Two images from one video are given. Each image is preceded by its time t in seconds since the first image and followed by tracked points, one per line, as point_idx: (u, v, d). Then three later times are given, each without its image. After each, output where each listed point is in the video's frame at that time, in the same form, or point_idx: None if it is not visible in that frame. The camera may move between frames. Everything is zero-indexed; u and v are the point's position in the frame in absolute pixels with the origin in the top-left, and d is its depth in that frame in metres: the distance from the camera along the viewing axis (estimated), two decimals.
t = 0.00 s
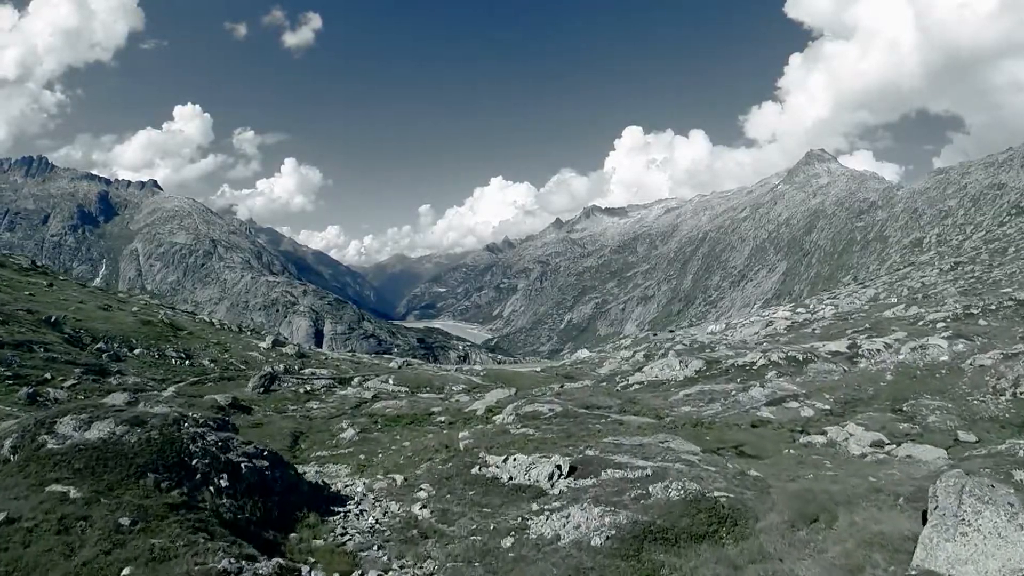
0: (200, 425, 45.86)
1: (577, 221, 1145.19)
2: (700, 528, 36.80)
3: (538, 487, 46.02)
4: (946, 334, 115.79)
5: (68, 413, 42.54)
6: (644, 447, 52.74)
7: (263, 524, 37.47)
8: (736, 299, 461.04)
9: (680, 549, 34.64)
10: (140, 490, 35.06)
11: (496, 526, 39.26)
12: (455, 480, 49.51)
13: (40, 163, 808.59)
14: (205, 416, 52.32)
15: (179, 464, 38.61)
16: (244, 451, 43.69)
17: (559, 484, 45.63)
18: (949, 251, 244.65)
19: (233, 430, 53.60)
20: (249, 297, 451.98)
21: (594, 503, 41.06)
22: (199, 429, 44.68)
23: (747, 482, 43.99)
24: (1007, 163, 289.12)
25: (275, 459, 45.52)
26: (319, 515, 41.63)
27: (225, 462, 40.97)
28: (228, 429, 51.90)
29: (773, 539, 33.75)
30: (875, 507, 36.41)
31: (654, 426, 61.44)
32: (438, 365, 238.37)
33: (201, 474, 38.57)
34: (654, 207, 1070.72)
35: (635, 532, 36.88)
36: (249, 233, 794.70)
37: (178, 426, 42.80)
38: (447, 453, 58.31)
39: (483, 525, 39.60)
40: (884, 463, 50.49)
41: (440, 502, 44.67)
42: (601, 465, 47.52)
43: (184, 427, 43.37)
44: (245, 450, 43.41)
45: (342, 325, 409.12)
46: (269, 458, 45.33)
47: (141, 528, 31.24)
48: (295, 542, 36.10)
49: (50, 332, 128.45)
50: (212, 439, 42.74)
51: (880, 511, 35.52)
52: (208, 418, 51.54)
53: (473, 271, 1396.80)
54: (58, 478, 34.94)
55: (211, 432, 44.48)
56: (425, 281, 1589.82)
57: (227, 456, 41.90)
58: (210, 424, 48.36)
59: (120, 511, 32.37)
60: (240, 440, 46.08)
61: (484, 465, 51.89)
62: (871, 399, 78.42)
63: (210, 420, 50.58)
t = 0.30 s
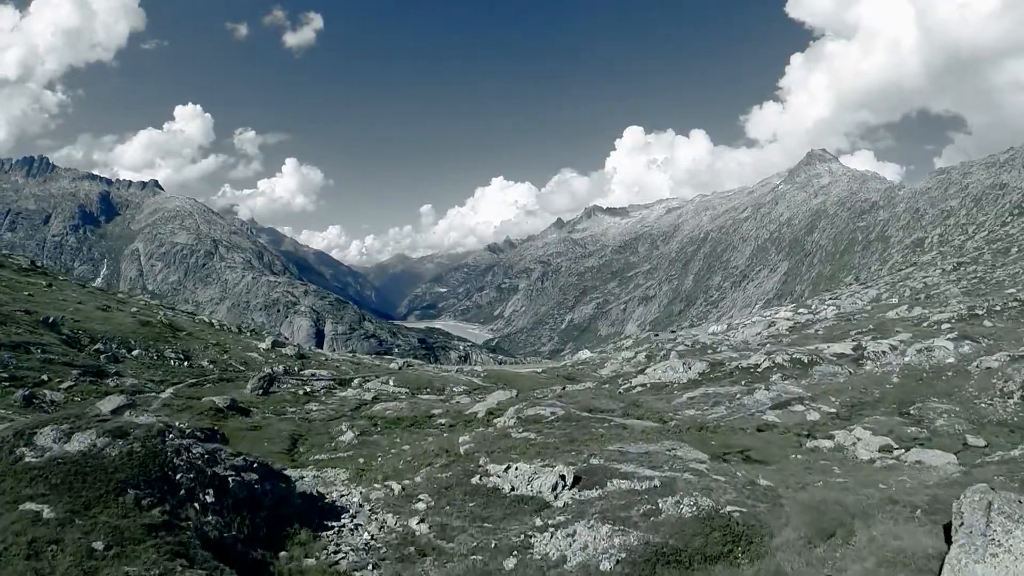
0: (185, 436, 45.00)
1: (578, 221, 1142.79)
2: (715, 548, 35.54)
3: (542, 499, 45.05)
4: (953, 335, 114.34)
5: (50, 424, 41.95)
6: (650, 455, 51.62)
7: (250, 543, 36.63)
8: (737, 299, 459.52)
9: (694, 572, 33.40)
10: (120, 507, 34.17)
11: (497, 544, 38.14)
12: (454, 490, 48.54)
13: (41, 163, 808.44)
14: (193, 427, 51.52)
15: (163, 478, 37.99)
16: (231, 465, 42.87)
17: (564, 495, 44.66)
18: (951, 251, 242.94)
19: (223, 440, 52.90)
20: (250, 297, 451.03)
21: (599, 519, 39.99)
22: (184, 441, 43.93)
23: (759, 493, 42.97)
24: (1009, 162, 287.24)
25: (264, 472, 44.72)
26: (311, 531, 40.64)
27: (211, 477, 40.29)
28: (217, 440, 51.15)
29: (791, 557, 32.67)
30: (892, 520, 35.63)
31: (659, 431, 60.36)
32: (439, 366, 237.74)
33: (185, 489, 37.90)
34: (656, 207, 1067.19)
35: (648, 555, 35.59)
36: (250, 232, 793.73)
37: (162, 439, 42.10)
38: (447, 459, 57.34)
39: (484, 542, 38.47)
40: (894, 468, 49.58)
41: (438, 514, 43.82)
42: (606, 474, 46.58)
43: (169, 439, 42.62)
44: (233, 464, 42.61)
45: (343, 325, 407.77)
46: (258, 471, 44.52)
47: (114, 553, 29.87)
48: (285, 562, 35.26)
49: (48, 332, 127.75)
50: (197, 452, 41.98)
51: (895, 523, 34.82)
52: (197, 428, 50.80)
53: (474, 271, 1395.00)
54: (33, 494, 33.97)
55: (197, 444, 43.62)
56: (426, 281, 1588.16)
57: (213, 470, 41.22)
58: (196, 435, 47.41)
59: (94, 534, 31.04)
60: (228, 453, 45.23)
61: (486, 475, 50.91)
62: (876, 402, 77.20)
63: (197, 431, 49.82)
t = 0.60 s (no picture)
0: (166, 452, 43.53)
1: (579, 221, 1140.68)
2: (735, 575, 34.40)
3: (545, 514, 43.92)
4: (960, 337, 112.76)
5: (27, 440, 40.87)
6: (657, 465, 50.41)
7: (231, 568, 35.71)
8: (739, 299, 458.11)
9: None
10: (92, 533, 33.06)
11: (499, 567, 36.99)
12: (454, 503, 47.42)
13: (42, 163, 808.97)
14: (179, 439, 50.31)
15: (140, 498, 36.81)
16: (216, 481, 41.42)
17: (569, 510, 43.49)
18: (953, 252, 241.30)
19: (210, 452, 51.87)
20: (251, 297, 450.17)
21: (607, 541, 38.70)
22: (166, 455, 42.61)
23: (773, 507, 41.85)
24: (1011, 162, 285.33)
25: (252, 486, 43.38)
26: (301, 551, 39.78)
27: (193, 495, 38.98)
28: (202, 452, 49.96)
29: None
30: (913, 537, 36.12)
31: (665, 436, 59.27)
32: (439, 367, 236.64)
33: (165, 510, 36.90)
34: (658, 207, 1063.51)
35: None
36: (252, 232, 793.31)
37: (142, 454, 40.83)
38: (447, 465, 56.23)
39: (485, 565, 37.34)
40: (905, 476, 48.50)
41: (436, 530, 42.78)
42: (613, 488, 45.40)
43: (149, 454, 41.24)
44: (218, 480, 41.29)
45: (344, 325, 406.78)
46: (245, 486, 43.15)
47: None
48: None
49: (46, 334, 126.92)
50: (179, 468, 40.62)
51: (919, 543, 35.24)
52: (181, 441, 49.63)
53: (476, 271, 1394.28)
54: None
55: (179, 459, 42.17)
56: (427, 282, 1587.40)
57: (196, 487, 39.84)
58: (179, 449, 45.95)
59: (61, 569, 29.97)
60: (213, 468, 43.80)
61: (486, 486, 49.76)
62: (884, 406, 75.88)
63: (180, 443, 48.76)
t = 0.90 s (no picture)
0: (151, 463, 42.90)
1: (581, 222, 1139.39)
2: None
3: (549, 529, 43.05)
4: (965, 339, 111.54)
5: (6, 451, 40.70)
6: (663, 474, 49.46)
7: None
8: (741, 299, 456.71)
9: None
10: (67, 555, 33.22)
11: None
12: (454, 515, 46.59)
13: (43, 163, 809.49)
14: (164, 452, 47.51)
15: (120, 515, 36.88)
16: (203, 496, 41.15)
17: (572, 524, 42.79)
18: (956, 252, 239.96)
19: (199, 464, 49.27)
20: (252, 297, 449.57)
21: (615, 561, 37.66)
22: (150, 468, 42.36)
23: (785, 519, 41.15)
24: (1014, 162, 283.80)
25: (241, 500, 43.04)
26: (291, 570, 39.50)
27: (175, 514, 38.79)
28: (189, 466, 46.86)
29: None
30: (931, 550, 36.80)
31: (669, 441, 58.24)
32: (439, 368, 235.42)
33: (146, 528, 36.90)
34: (660, 208, 1060.75)
35: None
36: (253, 233, 792.93)
37: (123, 468, 40.70)
38: (447, 471, 55.48)
39: None
40: (917, 483, 47.46)
41: (435, 546, 41.86)
42: (618, 500, 44.64)
43: (131, 468, 41.10)
44: (203, 496, 41.01)
45: (345, 325, 406.04)
46: (233, 500, 42.73)
47: None
48: None
49: (44, 335, 125.93)
50: (162, 484, 40.41)
51: (938, 559, 35.79)
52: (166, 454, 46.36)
53: (477, 271, 1393.21)
54: None
55: (163, 473, 41.88)
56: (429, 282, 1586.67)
57: (180, 505, 39.71)
58: (165, 461, 44.42)
59: None
60: (199, 481, 43.19)
61: (485, 498, 48.72)
62: (891, 409, 74.74)
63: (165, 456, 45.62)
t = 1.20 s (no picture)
0: (129, 482, 45.17)
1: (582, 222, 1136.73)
2: None
3: (554, 547, 42.74)
4: (973, 342, 110.00)
5: None
6: (670, 487, 48.89)
7: None
8: (743, 300, 454.98)
9: None
10: None
11: None
12: (454, 531, 46.29)
13: (45, 164, 810.85)
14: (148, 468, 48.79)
15: (95, 541, 39.76)
16: (183, 518, 43.35)
17: (578, 543, 42.33)
18: (959, 252, 238.27)
19: (187, 477, 50.83)
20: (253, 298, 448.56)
21: None
22: (129, 487, 44.80)
23: (799, 536, 41.25)
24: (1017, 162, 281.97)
25: (223, 520, 44.93)
26: None
27: (154, 536, 41.40)
28: (173, 481, 48.28)
29: None
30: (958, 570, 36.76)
31: (675, 448, 57.61)
32: (439, 370, 234.17)
33: (120, 554, 39.81)
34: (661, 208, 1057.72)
35: None
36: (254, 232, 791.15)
37: (98, 489, 43.30)
38: (448, 479, 55.31)
39: None
40: (927, 494, 46.69)
41: (438, 565, 41.99)
42: (625, 516, 44.31)
43: (107, 489, 43.64)
44: (183, 517, 43.17)
45: (346, 326, 404.53)
46: (217, 520, 44.70)
47: None
48: None
49: (42, 337, 125.14)
50: (139, 505, 42.79)
51: None
52: (148, 470, 47.71)
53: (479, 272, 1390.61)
54: None
55: (142, 494, 44.13)
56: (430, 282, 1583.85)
57: (159, 527, 42.07)
58: (147, 479, 46.22)
59: None
60: (183, 500, 45.42)
61: (487, 512, 48.20)
62: (898, 414, 73.52)
63: (147, 473, 47.31)
